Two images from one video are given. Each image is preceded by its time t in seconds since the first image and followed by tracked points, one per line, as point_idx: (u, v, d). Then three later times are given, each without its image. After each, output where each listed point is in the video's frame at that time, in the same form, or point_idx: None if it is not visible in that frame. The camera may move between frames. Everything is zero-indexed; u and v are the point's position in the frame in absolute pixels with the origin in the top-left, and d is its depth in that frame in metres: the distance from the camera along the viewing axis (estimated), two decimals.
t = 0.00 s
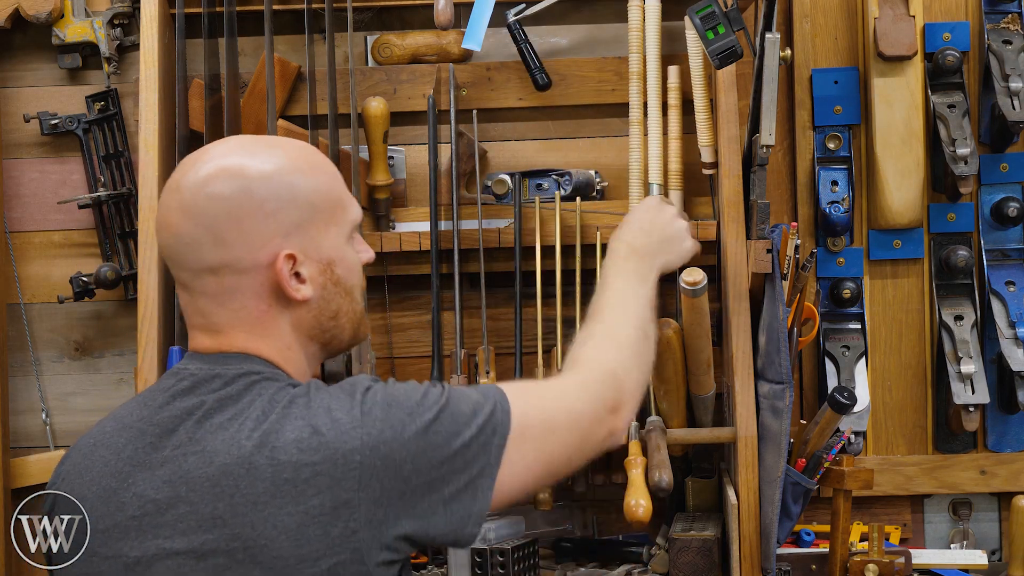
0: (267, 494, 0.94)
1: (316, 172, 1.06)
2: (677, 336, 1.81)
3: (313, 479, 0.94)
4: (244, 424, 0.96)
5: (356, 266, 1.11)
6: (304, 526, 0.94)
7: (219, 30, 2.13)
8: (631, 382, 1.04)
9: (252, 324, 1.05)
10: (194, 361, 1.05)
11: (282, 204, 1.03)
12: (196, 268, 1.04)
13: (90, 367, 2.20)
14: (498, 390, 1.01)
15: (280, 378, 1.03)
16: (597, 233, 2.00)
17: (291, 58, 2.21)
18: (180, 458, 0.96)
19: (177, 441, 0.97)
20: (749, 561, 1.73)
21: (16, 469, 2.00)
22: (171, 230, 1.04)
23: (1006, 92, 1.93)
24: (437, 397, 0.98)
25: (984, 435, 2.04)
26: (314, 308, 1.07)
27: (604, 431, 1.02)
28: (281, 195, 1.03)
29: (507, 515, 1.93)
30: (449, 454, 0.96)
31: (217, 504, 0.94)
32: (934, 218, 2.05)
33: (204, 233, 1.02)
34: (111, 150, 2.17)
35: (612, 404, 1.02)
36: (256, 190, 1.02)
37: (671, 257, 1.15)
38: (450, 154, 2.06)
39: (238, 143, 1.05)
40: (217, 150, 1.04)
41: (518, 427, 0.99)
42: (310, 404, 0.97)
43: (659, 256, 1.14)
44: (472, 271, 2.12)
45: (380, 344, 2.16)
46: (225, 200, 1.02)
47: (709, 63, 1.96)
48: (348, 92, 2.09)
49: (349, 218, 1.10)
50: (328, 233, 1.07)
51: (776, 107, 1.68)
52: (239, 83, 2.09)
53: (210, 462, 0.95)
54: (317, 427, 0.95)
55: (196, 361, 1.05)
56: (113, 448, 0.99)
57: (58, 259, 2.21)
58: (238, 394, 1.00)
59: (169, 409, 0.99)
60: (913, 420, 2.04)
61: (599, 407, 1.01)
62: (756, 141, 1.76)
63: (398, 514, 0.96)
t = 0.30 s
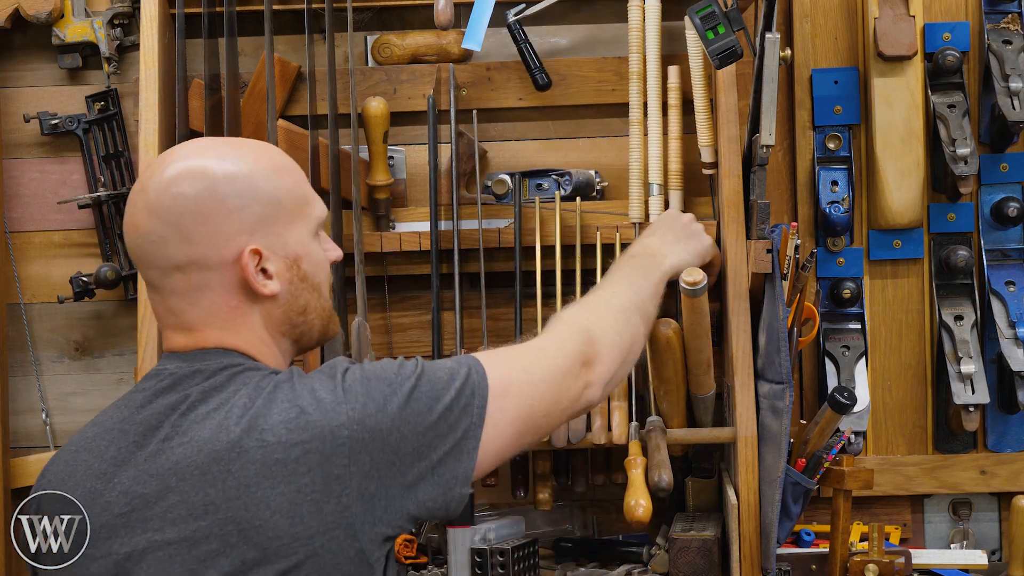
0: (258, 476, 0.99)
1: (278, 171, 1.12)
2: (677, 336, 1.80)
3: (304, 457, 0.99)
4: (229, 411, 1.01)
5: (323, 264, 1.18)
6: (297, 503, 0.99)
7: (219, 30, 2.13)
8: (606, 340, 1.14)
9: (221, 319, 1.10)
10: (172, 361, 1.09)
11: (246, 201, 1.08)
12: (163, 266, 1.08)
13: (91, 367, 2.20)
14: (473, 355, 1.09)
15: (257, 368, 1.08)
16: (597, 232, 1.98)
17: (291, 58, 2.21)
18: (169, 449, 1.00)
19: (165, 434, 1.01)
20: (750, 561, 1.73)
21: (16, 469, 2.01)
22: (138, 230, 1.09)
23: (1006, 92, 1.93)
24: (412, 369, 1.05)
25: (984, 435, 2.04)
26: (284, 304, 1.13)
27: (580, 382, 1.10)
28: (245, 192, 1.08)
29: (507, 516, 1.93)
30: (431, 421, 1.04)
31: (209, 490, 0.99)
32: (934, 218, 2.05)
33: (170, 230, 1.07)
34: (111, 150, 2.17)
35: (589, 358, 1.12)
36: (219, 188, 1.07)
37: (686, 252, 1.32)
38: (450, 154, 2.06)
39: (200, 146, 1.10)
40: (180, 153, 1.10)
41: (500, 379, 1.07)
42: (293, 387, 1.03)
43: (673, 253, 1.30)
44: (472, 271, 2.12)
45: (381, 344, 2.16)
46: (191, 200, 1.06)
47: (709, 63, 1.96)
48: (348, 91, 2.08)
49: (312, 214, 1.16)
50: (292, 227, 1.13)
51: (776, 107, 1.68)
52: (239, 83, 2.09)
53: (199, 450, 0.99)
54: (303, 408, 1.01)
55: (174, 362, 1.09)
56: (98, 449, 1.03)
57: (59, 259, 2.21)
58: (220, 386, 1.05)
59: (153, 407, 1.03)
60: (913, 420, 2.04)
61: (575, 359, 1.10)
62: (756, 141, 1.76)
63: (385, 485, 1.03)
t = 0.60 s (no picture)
0: (246, 471, 0.99)
1: (256, 170, 1.13)
2: (677, 336, 1.80)
3: (292, 450, 1.00)
4: (217, 407, 1.02)
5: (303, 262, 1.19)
6: (285, 496, 0.99)
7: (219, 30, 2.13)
8: (601, 336, 1.14)
9: (204, 319, 1.10)
10: (159, 361, 1.10)
11: (224, 201, 1.09)
12: (142, 267, 1.09)
13: (91, 367, 2.20)
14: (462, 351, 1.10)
15: (245, 365, 1.09)
16: (596, 232, 1.98)
17: (291, 58, 2.21)
18: (158, 447, 1.01)
19: (154, 432, 1.02)
20: (749, 561, 1.73)
21: (16, 469, 2.01)
22: (118, 230, 1.10)
23: (1006, 92, 1.93)
24: (399, 362, 1.07)
25: (984, 435, 2.04)
26: (266, 302, 1.14)
27: (573, 377, 1.10)
28: (223, 192, 1.09)
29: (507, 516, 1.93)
30: (420, 413, 1.05)
31: (198, 486, 0.99)
32: (934, 218, 2.05)
33: (148, 231, 1.08)
34: (111, 150, 2.17)
35: (582, 353, 1.12)
36: (197, 187, 1.08)
37: (686, 256, 1.35)
38: (450, 154, 2.06)
39: (179, 148, 1.12)
40: (158, 155, 1.11)
41: (490, 373, 1.08)
42: (280, 382, 1.04)
43: (673, 257, 1.33)
44: (472, 270, 2.12)
45: (381, 344, 2.16)
46: (168, 199, 1.07)
47: (709, 63, 1.96)
48: (349, 91, 2.08)
49: (291, 214, 1.17)
50: (271, 227, 1.13)
51: (776, 107, 1.68)
52: (239, 83, 2.09)
53: (187, 447, 1.00)
54: (290, 401, 1.02)
55: (162, 362, 1.10)
56: (90, 449, 1.04)
57: (59, 259, 2.20)
58: (207, 384, 1.06)
59: (142, 407, 1.04)
60: (913, 420, 2.05)
61: (567, 354, 1.11)
62: (756, 141, 1.76)
63: (373, 477, 1.04)
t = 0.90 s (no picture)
0: (240, 469, 0.99)
1: (246, 170, 1.14)
2: (677, 336, 1.80)
3: (285, 448, 1.00)
4: (211, 407, 1.02)
5: (293, 263, 1.19)
6: (279, 495, 1.00)
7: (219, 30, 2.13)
8: (603, 338, 1.14)
9: (194, 319, 1.11)
10: (152, 362, 1.10)
11: (213, 200, 1.09)
12: (132, 266, 1.10)
13: (91, 367, 2.20)
14: (460, 352, 1.10)
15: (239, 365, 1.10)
16: (596, 232, 1.99)
17: (291, 58, 2.21)
18: (152, 447, 1.01)
19: (148, 432, 1.02)
20: (749, 561, 1.73)
21: (17, 469, 2.01)
22: (107, 231, 1.10)
23: (1006, 92, 1.93)
24: (393, 361, 1.07)
25: (983, 435, 2.04)
26: (255, 302, 1.14)
27: (574, 379, 1.10)
28: (213, 191, 1.10)
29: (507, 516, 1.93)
30: (415, 411, 1.04)
31: (192, 485, 0.99)
32: (934, 217, 2.05)
33: (137, 232, 1.08)
34: (112, 151, 2.17)
35: (583, 354, 1.12)
36: (186, 186, 1.08)
37: (689, 253, 1.39)
38: (450, 154, 2.06)
39: (169, 149, 1.12)
40: (147, 156, 1.11)
41: (488, 375, 1.08)
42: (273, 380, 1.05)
43: (677, 257, 1.37)
44: (472, 271, 2.12)
45: (381, 344, 2.16)
46: (158, 200, 1.08)
47: (709, 63, 1.96)
48: (349, 91, 2.08)
49: (280, 214, 1.17)
50: (260, 226, 1.14)
51: (776, 107, 1.68)
52: (239, 83, 2.08)
53: (181, 446, 1.00)
54: (284, 400, 1.02)
55: (154, 362, 1.10)
56: (84, 451, 1.04)
57: (59, 259, 2.20)
58: (201, 383, 1.06)
59: (134, 409, 1.04)
60: (913, 420, 2.05)
61: (567, 356, 1.11)
62: (756, 141, 1.76)
63: (368, 476, 1.04)
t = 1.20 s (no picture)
0: (212, 481, 0.96)
1: (229, 169, 1.12)
2: (677, 336, 1.82)
3: (257, 462, 0.97)
4: (188, 415, 1.00)
5: (279, 262, 1.17)
6: (251, 509, 0.96)
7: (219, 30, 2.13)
8: (613, 376, 1.05)
9: (177, 319, 1.09)
10: (138, 365, 1.08)
11: (196, 198, 1.07)
12: (115, 265, 1.08)
13: (91, 367, 2.20)
14: (456, 380, 1.03)
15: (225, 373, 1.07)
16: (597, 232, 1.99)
17: (291, 58, 2.21)
18: (131, 454, 1.00)
19: (128, 439, 1.01)
20: (750, 562, 1.73)
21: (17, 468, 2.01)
22: (92, 231, 1.09)
23: (1006, 92, 1.93)
24: (379, 382, 1.00)
25: (984, 435, 2.04)
26: (240, 300, 1.12)
27: (586, 427, 1.03)
28: (195, 189, 1.08)
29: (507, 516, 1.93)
30: (395, 434, 0.98)
31: (167, 495, 0.97)
32: (934, 217, 2.04)
33: (120, 230, 1.07)
34: (112, 151, 2.17)
35: (592, 403, 1.03)
36: (167, 184, 1.07)
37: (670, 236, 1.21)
38: (450, 154, 2.06)
39: (154, 149, 1.11)
40: (132, 155, 1.10)
41: (486, 420, 1.00)
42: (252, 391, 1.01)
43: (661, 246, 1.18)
44: (472, 271, 2.12)
45: (381, 344, 2.16)
46: (139, 198, 1.06)
47: (709, 63, 1.95)
48: (349, 91, 2.08)
49: (266, 213, 1.15)
50: (245, 225, 1.12)
51: (776, 107, 1.68)
52: (239, 83, 2.08)
53: (157, 455, 0.98)
54: (259, 412, 0.99)
55: (140, 366, 1.08)
56: (72, 456, 1.03)
57: (59, 259, 2.21)
58: (183, 391, 1.04)
59: (117, 415, 1.03)
60: (913, 420, 2.04)
61: (577, 405, 1.02)
62: (756, 141, 1.76)
63: (344, 496, 0.98)
